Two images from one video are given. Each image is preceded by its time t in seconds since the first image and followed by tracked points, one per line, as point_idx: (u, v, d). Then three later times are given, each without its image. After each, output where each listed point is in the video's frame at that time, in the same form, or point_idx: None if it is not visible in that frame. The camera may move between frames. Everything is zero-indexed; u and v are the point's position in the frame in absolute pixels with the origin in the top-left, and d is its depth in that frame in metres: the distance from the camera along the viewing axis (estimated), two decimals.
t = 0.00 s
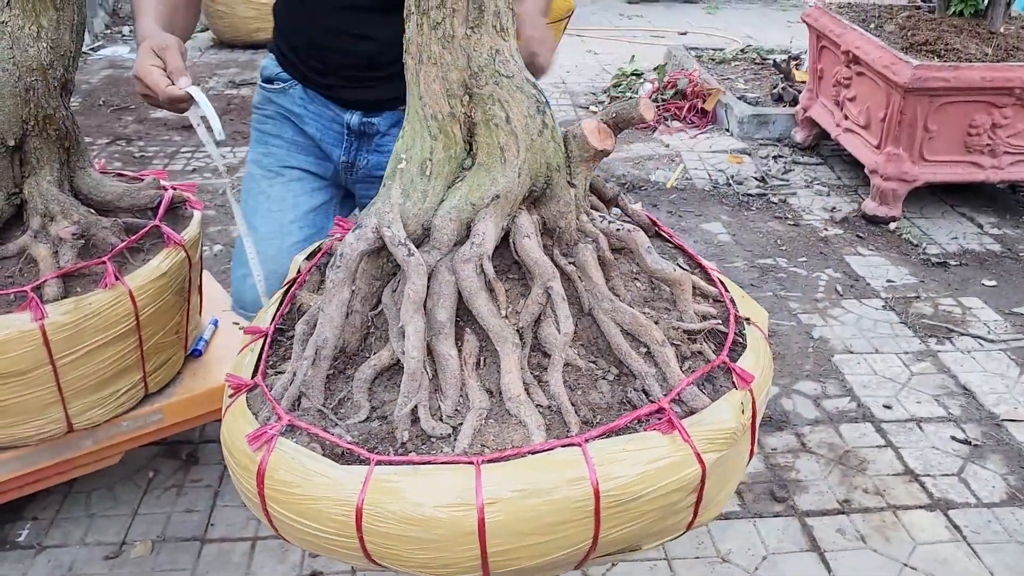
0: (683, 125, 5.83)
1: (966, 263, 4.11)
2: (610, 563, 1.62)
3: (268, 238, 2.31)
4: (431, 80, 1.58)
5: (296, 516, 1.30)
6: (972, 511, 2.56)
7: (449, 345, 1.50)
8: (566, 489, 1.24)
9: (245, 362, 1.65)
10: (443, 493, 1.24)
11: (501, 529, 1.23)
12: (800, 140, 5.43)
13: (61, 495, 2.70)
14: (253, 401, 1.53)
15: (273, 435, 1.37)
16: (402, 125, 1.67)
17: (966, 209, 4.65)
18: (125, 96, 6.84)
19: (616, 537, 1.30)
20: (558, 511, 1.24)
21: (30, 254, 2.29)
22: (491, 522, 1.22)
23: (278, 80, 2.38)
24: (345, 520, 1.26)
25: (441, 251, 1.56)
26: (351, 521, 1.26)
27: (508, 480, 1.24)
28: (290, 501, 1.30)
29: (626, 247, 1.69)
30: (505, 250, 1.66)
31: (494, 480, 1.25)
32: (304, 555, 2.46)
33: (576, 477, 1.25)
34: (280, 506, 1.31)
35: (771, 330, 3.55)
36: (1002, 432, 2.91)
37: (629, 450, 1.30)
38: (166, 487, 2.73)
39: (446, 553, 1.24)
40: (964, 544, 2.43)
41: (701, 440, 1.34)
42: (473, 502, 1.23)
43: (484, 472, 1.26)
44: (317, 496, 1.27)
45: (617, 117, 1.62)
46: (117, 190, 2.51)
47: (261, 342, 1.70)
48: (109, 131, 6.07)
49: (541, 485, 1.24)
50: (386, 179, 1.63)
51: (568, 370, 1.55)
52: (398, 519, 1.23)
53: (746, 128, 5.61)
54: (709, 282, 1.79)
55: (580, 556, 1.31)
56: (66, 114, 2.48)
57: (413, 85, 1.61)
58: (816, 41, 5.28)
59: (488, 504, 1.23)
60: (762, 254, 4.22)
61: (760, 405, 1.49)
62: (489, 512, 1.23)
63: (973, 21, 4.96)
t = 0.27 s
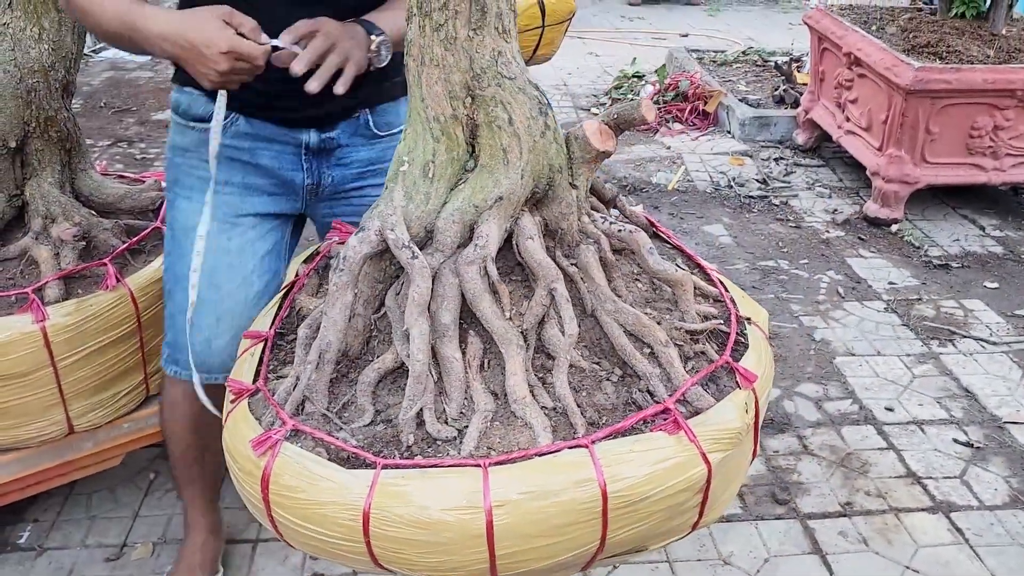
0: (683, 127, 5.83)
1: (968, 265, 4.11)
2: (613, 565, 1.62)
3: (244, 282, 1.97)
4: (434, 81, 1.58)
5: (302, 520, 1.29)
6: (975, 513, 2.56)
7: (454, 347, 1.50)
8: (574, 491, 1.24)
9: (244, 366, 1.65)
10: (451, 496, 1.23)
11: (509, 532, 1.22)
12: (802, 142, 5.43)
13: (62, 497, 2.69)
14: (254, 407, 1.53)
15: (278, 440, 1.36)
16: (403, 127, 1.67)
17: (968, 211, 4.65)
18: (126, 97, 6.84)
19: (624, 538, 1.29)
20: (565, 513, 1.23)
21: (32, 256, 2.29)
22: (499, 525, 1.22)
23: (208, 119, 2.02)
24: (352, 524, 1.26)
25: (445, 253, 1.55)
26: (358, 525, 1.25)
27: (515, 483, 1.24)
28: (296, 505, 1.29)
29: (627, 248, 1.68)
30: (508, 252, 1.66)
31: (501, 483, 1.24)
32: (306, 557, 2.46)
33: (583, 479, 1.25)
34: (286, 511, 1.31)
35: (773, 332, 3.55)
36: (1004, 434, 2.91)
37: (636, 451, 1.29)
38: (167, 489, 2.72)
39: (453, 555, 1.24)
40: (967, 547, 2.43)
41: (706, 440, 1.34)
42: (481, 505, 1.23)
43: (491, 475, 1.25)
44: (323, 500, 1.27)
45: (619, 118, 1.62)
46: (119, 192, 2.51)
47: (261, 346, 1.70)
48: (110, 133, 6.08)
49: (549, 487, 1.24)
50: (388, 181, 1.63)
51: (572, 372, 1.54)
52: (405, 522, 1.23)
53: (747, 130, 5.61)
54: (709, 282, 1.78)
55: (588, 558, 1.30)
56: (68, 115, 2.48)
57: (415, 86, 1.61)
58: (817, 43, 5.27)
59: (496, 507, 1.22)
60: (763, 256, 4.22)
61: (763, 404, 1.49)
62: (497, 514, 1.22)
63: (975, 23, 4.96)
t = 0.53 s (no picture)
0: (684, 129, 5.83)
1: (969, 267, 4.10)
2: (614, 568, 1.62)
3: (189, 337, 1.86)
4: (434, 82, 1.58)
5: (304, 524, 1.29)
6: (976, 516, 2.55)
7: (455, 349, 1.49)
8: (577, 493, 1.24)
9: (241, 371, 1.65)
10: (454, 499, 1.23)
11: (512, 535, 1.22)
12: (802, 143, 5.42)
13: (60, 499, 2.69)
14: (253, 411, 1.53)
15: (279, 444, 1.36)
16: (403, 129, 1.67)
17: (969, 213, 4.64)
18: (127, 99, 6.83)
19: (627, 539, 1.29)
20: (568, 516, 1.23)
21: (31, 258, 2.29)
22: (503, 528, 1.21)
23: (130, 161, 1.81)
24: (355, 529, 1.25)
25: (445, 255, 1.55)
26: (361, 530, 1.25)
27: (517, 486, 1.24)
28: (298, 510, 1.29)
29: (627, 248, 1.68)
30: (508, 253, 1.65)
31: (504, 486, 1.24)
32: (306, 558, 2.45)
33: (586, 481, 1.25)
34: (289, 516, 1.30)
35: (773, 333, 3.54)
36: (1005, 436, 2.90)
37: (639, 452, 1.29)
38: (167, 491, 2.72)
39: (456, 558, 1.23)
40: (968, 549, 2.42)
41: (708, 441, 1.34)
42: (485, 508, 1.22)
43: (493, 478, 1.25)
44: (325, 504, 1.26)
45: (618, 119, 1.61)
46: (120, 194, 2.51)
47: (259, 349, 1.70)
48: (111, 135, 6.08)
49: (552, 490, 1.24)
50: (389, 183, 1.63)
51: (574, 373, 1.54)
52: (408, 525, 1.22)
53: (748, 132, 5.60)
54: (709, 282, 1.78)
55: (591, 560, 1.30)
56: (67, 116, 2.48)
57: (414, 89, 1.61)
58: (818, 45, 5.27)
59: (499, 511, 1.22)
60: (764, 258, 4.21)
61: (763, 404, 1.49)
62: (501, 517, 1.22)
63: (976, 24, 4.95)
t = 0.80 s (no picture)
0: (684, 129, 5.82)
1: (969, 268, 4.09)
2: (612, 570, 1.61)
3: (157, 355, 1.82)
4: (431, 83, 1.57)
5: (303, 527, 1.28)
6: (976, 517, 2.54)
7: (453, 351, 1.49)
8: (576, 496, 1.23)
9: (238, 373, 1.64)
10: (452, 502, 1.22)
11: (511, 538, 1.21)
12: (802, 143, 5.41)
13: (58, 500, 2.68)
14: (251, 413, 1.52)
15: (277, 447, 1.36)
16: (400, 129, 1.66)
17: (969, 214, 4.63)
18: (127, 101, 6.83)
19: (627, 541, 1.28)
20: (568, 519, 1.22)
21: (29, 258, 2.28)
22: (502, 530, 1.21)
23: (87, 179, 1.69)
24: (353, 532, 1.24)
25: (444, 257, 1.55)
26: (359, 534, 1.24)
27: (517, 488, 1.23)
28: (295, 513, 1.28)
29: (625, 249, 1.67)
30: (506, 254, 1.65)
31: (503, 488, 1.23)
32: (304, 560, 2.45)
33: (585, 484, 1.24)
34: (287, 519, 1.29)
35: (773, 335, 3.53)
36: (1006, 438, 2.89)
37: (638, 454, 1.28)
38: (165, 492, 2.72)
39: (455, 560, 1.23)
40: (968, 551, 2.41)
41: (708, 441, 1.33)
42: (484, 510, 1.21)
43: (493, 480, 1.24)
44: (324, 508, 1.26)
45: (616, 119, 1.60)
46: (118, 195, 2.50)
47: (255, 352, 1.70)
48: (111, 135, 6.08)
49: (551, 492, 1.23)
50: (386, 185, 1.62)
51: (573, 374, 1.53)
52: (406, 528, 1.22)
53: (748, 132, 5.60)
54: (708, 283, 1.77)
55: (590, 562, 1.29)
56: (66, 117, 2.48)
57: (412, 90, 1.60)
58: (818, 45, 5.25)
59: (498, 514, 1.21)
60: (764, 258, 4.21)
61: (762, 404, 1.48)
62: (500, 520, 1.21)
63: (976, 24, 4.94)
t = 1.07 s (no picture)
0: (684, 130, 5.81)
1: (970, 269, 4.08)
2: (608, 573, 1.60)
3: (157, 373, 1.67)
4: (427, 83, 1.56)
5: (296, 529, 1.27)
6: (976, 519, 2.53)
7: (449, 352, 1.48)
8: (573, 497, 1.22)
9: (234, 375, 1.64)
10: (447, 504, 1.21)
11: (506, 541, 1.20)
12: (802, 144, 5.41)
13: (55, 500, 2.68)
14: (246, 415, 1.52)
15: (270, 450, 1.35)
16: (395, 128, 1.65)
17: (970, 214, 4.62)
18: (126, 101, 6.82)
19: (624, 543, 1.27)
20: (563, 522, 1.21)
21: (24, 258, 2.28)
22: (496, 533, 1.20)
23: (86, 179, 1.61)
24: (346, 534, 1.23)
25: (439, 257, 1.54)
26: (352, 536, 1.23)
27: (512, 490, 1.22)
28: (289, 515, 1.27)
29: (622, 250, 1.66)
30: (501, 255, 1.64)
31: (498, 491, 1.22)
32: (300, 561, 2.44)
33: (581, 486, 1.23)
34: (280, 521, 1.29)
35: (772, 335, 3.52)
36: (1006, 439, 2.88)
37: (635, 456, 1.27)
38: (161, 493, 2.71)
39: (449, 562, 1.22)
40: (968, 553, 2.40)
41: (705, 442, 1.32)
42: (479, 512, 1.20)
43: (488, 482, 1.23)
44: (318, 510, 1.25)
45: (613, 119, 1.59)
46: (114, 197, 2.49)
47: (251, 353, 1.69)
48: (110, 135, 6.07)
49: (546, 495, 1.22)
50: (382, 185, 1.61)
51: (570, 375, 1.52)
52: (400, 530, 1.21)
53: (748, 133, 5.59)
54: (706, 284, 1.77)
55: (586, 565, 1.28)
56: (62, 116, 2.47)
57: (408, 89, 1.59)
58: (819, 45, 5.25)
59: (492, 517, 1.20)
60: (763, 259, 4.20)
61: (760, 405, 1.48)
62: (494, 523, 1.20)
63: (977, 24, 4.93)
